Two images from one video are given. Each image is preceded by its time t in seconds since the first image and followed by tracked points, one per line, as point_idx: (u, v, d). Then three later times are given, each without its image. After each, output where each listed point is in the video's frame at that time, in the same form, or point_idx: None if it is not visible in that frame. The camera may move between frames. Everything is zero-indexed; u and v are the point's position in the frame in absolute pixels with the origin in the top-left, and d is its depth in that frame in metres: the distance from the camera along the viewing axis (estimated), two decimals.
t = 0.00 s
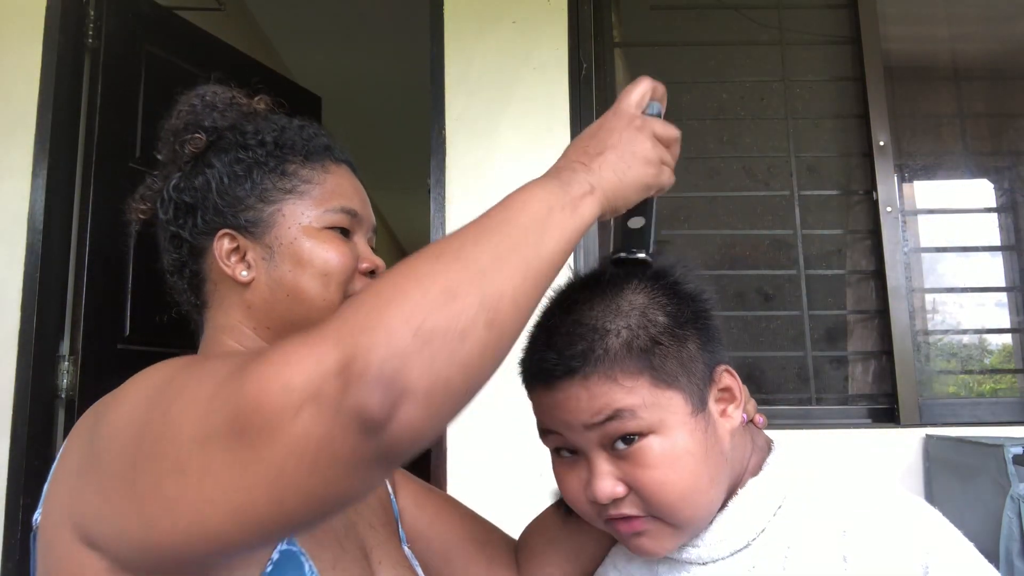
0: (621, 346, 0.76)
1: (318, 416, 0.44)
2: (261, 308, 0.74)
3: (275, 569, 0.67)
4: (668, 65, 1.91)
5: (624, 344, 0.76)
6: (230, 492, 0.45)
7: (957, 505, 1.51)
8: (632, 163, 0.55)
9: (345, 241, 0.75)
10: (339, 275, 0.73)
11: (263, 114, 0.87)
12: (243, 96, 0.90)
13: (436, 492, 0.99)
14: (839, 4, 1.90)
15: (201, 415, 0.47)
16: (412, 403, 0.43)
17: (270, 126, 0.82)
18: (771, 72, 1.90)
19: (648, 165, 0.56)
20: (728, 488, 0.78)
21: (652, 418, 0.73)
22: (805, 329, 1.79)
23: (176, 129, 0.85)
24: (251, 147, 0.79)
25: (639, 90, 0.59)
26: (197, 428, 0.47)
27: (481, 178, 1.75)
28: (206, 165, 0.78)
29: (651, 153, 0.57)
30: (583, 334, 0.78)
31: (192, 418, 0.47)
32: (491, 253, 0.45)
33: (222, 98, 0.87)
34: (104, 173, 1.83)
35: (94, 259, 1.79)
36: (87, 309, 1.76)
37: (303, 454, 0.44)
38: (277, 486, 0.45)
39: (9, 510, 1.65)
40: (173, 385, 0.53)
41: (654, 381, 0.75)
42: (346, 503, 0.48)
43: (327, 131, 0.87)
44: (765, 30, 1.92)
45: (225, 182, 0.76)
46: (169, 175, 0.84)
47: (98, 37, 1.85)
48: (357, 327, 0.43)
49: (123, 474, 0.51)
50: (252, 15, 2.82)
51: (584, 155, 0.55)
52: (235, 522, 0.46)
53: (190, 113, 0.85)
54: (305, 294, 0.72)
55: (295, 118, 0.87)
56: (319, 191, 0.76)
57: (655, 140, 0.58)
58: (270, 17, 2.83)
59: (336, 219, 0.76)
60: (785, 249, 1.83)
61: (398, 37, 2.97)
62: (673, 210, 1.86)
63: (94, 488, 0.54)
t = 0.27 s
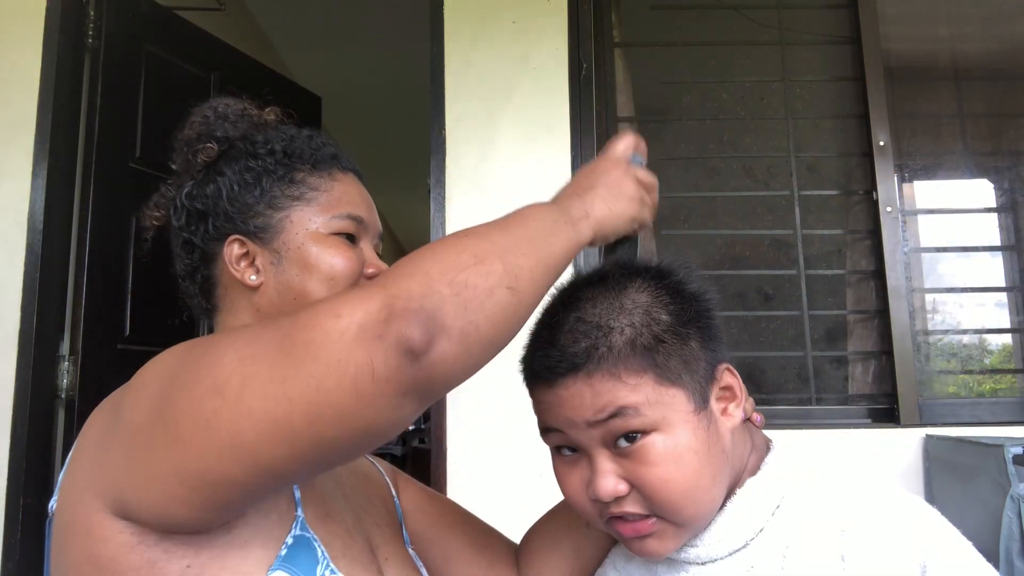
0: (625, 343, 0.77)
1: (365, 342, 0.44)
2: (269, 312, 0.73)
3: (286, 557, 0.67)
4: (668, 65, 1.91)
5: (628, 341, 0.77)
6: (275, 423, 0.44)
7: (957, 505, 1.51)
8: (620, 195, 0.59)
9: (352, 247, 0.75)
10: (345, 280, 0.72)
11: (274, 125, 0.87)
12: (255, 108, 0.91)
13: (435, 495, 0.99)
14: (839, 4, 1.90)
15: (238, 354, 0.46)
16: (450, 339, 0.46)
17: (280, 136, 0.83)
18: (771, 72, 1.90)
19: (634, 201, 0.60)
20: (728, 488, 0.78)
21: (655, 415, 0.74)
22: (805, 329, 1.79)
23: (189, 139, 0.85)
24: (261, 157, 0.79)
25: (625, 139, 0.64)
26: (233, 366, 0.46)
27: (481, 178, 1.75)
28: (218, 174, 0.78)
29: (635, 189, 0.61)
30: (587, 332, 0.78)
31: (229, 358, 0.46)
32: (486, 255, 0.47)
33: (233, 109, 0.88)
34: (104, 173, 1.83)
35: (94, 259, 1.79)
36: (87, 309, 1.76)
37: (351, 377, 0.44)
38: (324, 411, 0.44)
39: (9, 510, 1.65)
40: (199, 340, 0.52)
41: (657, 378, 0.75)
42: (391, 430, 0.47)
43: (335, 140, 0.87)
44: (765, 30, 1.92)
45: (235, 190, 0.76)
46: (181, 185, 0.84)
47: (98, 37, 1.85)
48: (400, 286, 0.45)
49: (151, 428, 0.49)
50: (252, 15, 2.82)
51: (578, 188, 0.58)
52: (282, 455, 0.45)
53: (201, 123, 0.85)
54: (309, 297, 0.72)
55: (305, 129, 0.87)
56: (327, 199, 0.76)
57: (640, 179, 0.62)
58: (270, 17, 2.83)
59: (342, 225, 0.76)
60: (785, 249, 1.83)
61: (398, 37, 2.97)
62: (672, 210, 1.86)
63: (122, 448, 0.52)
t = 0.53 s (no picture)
0: (624, 339, 0.77)
1: (299, 398, 0.43)
2: (279, 314, 0.73)
3: (289, 555, 0.68)
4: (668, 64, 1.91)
5: (627, 337, 0.77)
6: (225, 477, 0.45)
7: (957, 505, 1.51)
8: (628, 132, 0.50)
9: (357, 252, 0.75)
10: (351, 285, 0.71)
11: (284, 138, 0.88)
12: (267, 123, 0.92)
13: (438, 497, 0.99)
14: (839, 4, 1.90)
15: (195, 402, 0.47)
16: (388, 384, 0.42)
17: (290, 147, 0.84)
18: (771, 72, 1.90)
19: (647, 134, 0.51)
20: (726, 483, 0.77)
21: (655, 409, 0.74)
22: (805, 329, 1.80)
23: (202, 152, 0.86)
24: (270, 166, 0.80)
25: (640, 57, 0.54)
26: (194, 414, 0.47)
27: (481, 178, 1.75)
28: (229, 184, 0.79)
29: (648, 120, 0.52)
30: (586, 329, 0.78)
31: (188, 405, 0.48)
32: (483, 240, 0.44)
33: (245, 124, 0.89)
34: (104, 173, 1.83)
35: (94, 259, 1.79)
36: (87, 309, 1.76)
37: (290, 436, 0.43)
38: (270, 467, 0.44)
39: (9, 510, 1.65)
40: (180, 373, 0.53)
41: (657, 374, 0.75)
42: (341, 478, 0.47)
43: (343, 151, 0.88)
44: (765, 30, 1.92)
45: (245, 199, 0.77)
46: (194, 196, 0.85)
47: (98, 37, 1.85)
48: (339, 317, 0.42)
49: (128, 466, 0.51)
50: (252, 15, 2.82)
51: (579, 128, 0.50)
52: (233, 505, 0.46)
53: (214, 137, 0.87)
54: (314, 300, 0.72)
55: (316, 142, 0.89)
56: (333, 206, 0.77)
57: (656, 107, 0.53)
58: (269, 17, 2.83)
59: (348, 232, 0.75)
60: (785, 249, 1.83)
61: (398, 37, 2.97)
62: (672, 210, 1.86)
63: (105, 478, 0.54)
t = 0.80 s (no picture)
0: (614, 341, 0.76)
1: (333, 406, 0.44)
2: (275, 315, 0.73)
3: (286, 557, 0.68)
4: (668, 64, 1.91)
5: (616, 339, 0.76)
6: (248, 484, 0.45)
7: (957, 505, 1.51)
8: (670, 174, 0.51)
9: (353, 251, 0.76)
10: (349, 283, 0.73)
11: (278, 135, 0.87)
12: (260, 121, 0.92)
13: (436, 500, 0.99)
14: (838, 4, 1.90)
15: (215, 408, 0.47)
16: (418, 397, 0.43)
17: (284, 146, 0.84)
18: (771, 72, 1.90)
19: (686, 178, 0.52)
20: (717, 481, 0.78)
21: (647, 409, 0.74)
22: (805, 329, 1.80)
23: (197, 152, 0.86)
24: (264, 166, 0.80)
25: (685, 101, 0.53)
26: (214, 421, 0.47)
27: (481, 178, 1.76)
28: (224, 184, 0.79)
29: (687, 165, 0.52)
30: (576, 331, 0.77)
31: (209, 410, 0.47)
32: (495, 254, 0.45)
33: (237, 121, 0.88)
34: (104, 173, 1.83)
35: (94, 259, 1.79)
36: (87, 309, 1.76)
37: (319, 445, 0.44)
38: (293, 477, 0.45)
39: (9, 510, 1.65)
40: (192, 377, 0.52)
41: (647, 376, 0.75)
42: (360, 487, 0.48)
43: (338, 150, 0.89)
44: (765, 30, 1.92)
45: (239, 199, 0.77)
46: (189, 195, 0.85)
47: (99, 37, 1.85)
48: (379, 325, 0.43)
49: (139, 470, 0.50)
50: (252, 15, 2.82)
51: (623, 161, 0.51)
52: (252, 512, 0.46)
53: (206, 137, 0.86)
54: (309, 298, 0.72)
55: (309, 140, 0.88)
56: (328, 205, 0.77)
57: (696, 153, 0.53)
58: (269, 17, 2.83)
59: (344, 230, 0.76)
60: (785, 249, 1.83)
61: (399, 37, 2.97)
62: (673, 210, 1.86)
63: (113, 479, 0.53)
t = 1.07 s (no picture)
0: (614, 339, 0.76)
1: (391, 375, 0.43)
2: (267, 314, 0.74)
3: (292, 556, 0.67)
4: (668, 64, 1.91)
5: (616, 336, 0.76)
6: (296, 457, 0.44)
7: (958, 505, 1.51)
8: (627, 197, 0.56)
9: (344, 246, 0.75)
10: (341, 279, 0.72)
11: (261, 131, 0.87)
12: (242, 116, 0.91)
13: (431, 502, 0.99)
14: (838, 4, 1.90)
15: (255, 384, 0.45)
16: (468, 365, 0.44)
17: (268, 141, 0.84)
18: (771, 72, 1.90)
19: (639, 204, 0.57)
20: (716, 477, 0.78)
21: (647, 407, 0.74)
22: (805, 329, 1.79)
23: (180, 150, 0.85)
24: (249, 163, 0.80)
25: (622, 152, 0.60)
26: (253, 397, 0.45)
27: (481, 178, 1.76)
28: (209, 182, 0.79)
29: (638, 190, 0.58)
30: (576, 328, 0.76)
31: (248, 386, 0.45)
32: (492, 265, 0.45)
33: (219, 117, 0.88)
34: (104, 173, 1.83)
35: (94, 259, 1.79)
36: (87, 309, 1.76)
37: (377, 412, 0.43)
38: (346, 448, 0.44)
39: (9, 510, 1.65)
40: (217, 361, 0.50)
41: (647, 373, 0.75)
42: (410, 455, 0.47)
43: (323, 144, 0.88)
44: (765, 30, 1.92)
45: (225, 197, 0.77)
46: (175, 194, 0.84)
47: (99, 37, 1.85)
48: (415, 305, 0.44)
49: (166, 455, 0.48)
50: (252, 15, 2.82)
51: (582, 192, 0.54)
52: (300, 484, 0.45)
53: (189, 134, 0.86)
54: (304, 296, 0.72)
55: (293, 134, 0.88)
56: (316, 200, 0.77)
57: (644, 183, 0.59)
58: (270, 17, 2.83)
59: (333, 225, 0.76)
60: (785, 249, 1.83)
61: (399, 38, 2.97)
62: (672, 210, 1.86)
63: (133, 469, 0.51)
